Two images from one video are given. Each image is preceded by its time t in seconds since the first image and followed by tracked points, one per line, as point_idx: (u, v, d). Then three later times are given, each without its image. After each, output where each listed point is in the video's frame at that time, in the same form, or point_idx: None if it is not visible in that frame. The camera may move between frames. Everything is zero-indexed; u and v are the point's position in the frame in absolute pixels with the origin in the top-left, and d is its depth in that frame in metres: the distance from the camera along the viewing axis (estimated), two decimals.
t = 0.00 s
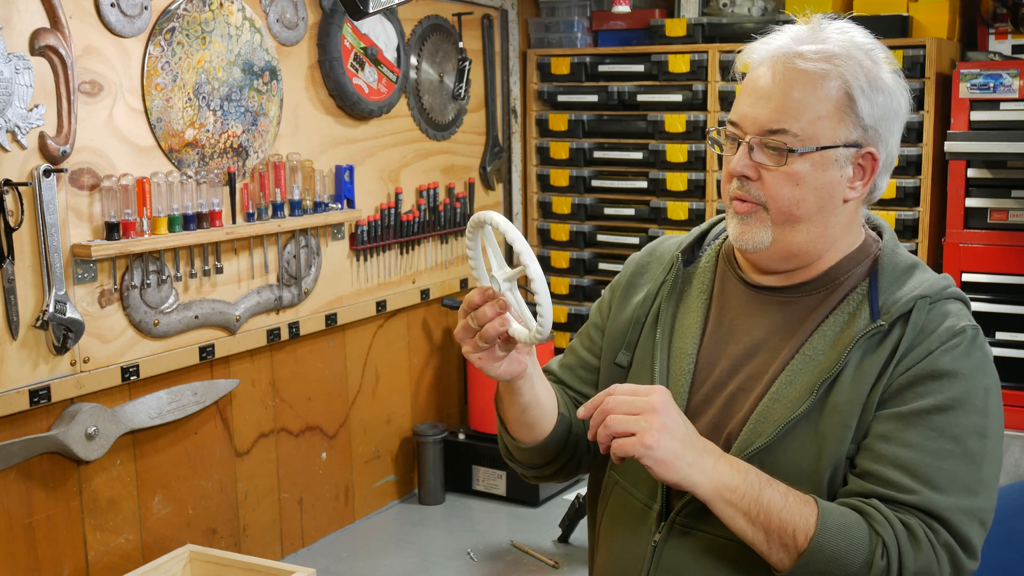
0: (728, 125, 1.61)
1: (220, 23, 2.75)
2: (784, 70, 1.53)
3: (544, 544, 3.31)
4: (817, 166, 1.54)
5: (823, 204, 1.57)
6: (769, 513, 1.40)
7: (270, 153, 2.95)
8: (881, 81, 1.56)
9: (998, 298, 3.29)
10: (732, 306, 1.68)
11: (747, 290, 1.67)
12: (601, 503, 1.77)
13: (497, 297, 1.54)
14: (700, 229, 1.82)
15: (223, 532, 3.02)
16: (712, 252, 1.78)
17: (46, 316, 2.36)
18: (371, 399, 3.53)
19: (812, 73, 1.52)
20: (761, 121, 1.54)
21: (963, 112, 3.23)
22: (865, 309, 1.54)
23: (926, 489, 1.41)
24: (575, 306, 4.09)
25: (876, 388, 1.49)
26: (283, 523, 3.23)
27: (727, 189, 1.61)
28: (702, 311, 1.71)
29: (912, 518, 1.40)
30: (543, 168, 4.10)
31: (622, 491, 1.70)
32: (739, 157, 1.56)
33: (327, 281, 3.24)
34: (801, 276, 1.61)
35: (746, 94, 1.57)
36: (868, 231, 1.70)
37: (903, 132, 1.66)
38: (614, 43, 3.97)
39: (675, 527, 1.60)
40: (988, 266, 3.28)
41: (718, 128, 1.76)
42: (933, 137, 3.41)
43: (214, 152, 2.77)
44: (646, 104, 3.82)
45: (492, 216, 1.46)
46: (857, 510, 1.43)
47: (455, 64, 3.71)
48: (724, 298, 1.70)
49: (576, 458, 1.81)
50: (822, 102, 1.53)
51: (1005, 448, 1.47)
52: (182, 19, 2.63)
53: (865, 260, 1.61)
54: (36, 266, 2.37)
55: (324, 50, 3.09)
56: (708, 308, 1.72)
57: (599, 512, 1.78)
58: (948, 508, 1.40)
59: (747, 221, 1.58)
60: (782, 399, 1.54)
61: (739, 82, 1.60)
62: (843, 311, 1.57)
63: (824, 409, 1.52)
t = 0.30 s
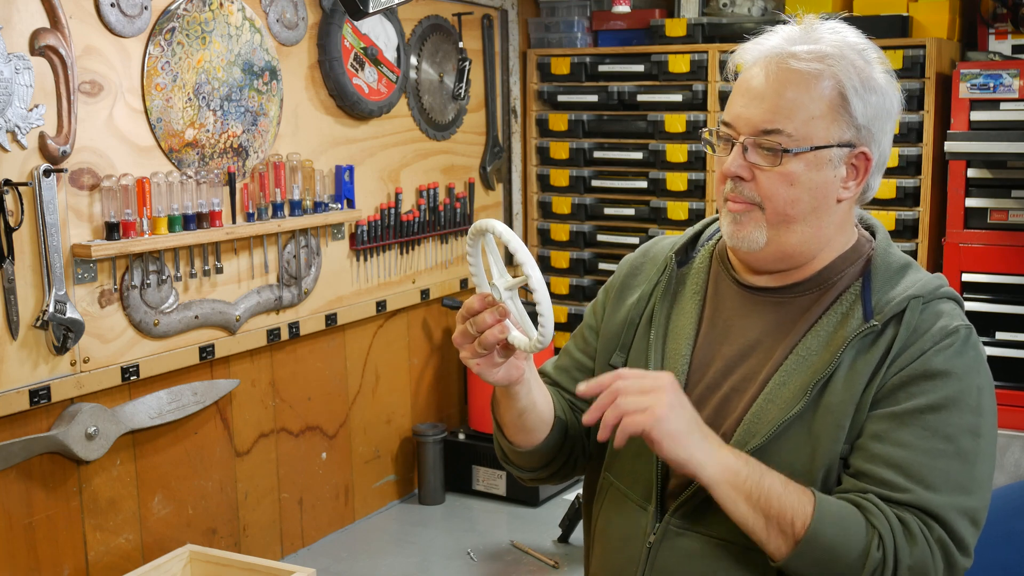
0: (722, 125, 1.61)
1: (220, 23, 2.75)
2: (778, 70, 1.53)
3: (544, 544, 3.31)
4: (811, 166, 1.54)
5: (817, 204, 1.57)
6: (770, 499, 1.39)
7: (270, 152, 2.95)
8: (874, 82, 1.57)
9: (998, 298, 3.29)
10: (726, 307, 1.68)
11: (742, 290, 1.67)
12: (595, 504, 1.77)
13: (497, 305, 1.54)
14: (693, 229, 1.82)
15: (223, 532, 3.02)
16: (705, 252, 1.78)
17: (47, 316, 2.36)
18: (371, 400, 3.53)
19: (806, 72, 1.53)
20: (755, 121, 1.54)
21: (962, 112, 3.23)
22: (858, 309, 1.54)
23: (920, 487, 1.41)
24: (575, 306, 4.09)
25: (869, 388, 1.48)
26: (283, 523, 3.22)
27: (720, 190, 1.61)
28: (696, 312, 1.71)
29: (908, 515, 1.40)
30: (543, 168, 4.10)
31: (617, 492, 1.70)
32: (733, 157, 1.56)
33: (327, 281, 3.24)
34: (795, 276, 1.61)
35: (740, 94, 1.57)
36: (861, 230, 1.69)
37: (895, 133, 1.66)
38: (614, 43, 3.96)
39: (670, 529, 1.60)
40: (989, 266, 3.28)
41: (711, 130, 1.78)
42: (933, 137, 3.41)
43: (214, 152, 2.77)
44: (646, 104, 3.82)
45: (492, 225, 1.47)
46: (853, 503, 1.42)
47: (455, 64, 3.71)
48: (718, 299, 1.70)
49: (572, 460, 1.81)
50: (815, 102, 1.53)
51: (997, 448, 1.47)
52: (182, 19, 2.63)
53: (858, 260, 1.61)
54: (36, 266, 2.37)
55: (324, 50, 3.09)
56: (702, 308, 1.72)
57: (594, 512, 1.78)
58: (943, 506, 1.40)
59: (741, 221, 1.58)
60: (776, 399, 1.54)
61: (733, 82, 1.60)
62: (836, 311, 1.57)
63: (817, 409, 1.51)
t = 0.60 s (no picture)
0: (750, 119, 1.57)
1: (220, 23, 2.75)
2: (799, 61, 1.53)
3: (544, 544, 3.31)
4: (847, 155, 1.55)
5: (847, 192, 1.58)
6: (781, 490, 1.34)
7: (270, 153, 2.95)
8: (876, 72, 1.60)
9: (997, 298, 3.29)
10: (718, 308, 1.67)
11: (735, 291, 1.66)
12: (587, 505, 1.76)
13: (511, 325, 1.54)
14: (684, 229, 1.81)
15: (223, 532, 3.02)
16: (697, 252, 1.77)
17: (47, 316, 2.37)
18: (371, 400, 3.53)
19: (831, 64, 1.53)
20: (797, 108, 1.53)
21: (962, 111, 3.23)
22: (850, 308, 1.53)
23: (918, 478, 1.38)
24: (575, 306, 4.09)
25: (862, 387, 1.47)
26: (283, 523, 3.22)
27: (756, 185, 1.57)
28: (688, 312, 1.70)
29: (916, 504, 1.37)
30: (543, 168, 4.10)
31: (609, 492, 1.69)
32: (784, 148, 1.54)
33: (327, 281, 3.24)
34: (791, 275, 1.61)
35: (761, 86, 1.56)
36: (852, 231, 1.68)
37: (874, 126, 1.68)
38: (614, 43, 3.96)
39: (663, 529, 1.58)
40: (988, 266, 3.28)
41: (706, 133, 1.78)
42: (933, 137, 3.41)
43: (214, 152, 2.77)
44: (645, 104, 3.82)
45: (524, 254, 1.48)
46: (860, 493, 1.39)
47: (455, 63, 3.71)
48: (710, 299, 1.69)
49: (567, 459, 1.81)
50: (842, 90, 1.54)
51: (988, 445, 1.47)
52: (181, 19, 2.63)
53: (851, 259, 1.60)
54: (37, 266, 2.37)
55: (324, 50, 3.09)
56: (694, 308, 1.72)
57: (585, 513, 1.77)
58: (942, 497, 1.38)
59: (788, 214, 1.55)
60: (768, 398, 1.54)
61: (744, 77, 1.58)
62: (828, 310, 1.56)
63: (809, 408, 1.50)
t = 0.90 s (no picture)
0: (735, 114, 1.52)
1: (220, 23, 2.75)
2: (782, 57, 1.48)
3: (544, 544, 3.31)
4: (830, 150, 1.51)
5: (831, 188, 1.54)
6: (758, 529, 1.32)
7: (270, 153, 2.95)
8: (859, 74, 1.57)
9: (997, 298, 3.29)
10: (703, 309, 1.62)
11: (722, 292, 1.60)
12: (575, 505, 1.73)
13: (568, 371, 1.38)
14: (669, 230, 1.76)
15: (223, 532, 3.02)
16: (682, 252, 1.71)
17: (46, 316, 2.36)
18: (371, 399, 3.53)
19: (816, 61, 1.49)
20: (782, 103, 1.48)
21: (963, 112, 3.23)
22: (836, 309, 1.48)
23: (907, 487, 1.35)
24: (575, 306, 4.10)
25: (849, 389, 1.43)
26: (283, 523, 3.22)
27: (742, 179, 1.51)
28: (674, 311, 1.64)
29: (902, 519, 1.34)
30: (543, 168, 4.10)
31: (598, 494, 1.65)
32: (767, 142, 1.49)
33: (328, 281, 3.24)
34: (775, 275, 1.55)
35: (746, 83, 1.51)
36: (836, 229, 1.63)
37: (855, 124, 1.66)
38: (614, 43, 3.96)
39: (653, 531, 1.56)
40: (988, 266, 3.28)
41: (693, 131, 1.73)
42: (933, 137, 3.41)
43: (213, 152, 2.77)
44: (645, 104, 3.83)
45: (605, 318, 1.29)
46: (849, 510, 1.36)
47: (455, 64, 3.71)
48: (696, 300, 1.63)
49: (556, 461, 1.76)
50: (827, 87, 1.49)
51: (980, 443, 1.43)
52: (181, 19, 2.63)
53: (835, 259, 1.55)
54: (36, 266, 2.37)
55: (324, 50, 3.09)
56: (680, 308, 1.65)
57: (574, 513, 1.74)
58: (932, 507, 1.34)
59: (775, 208, 1.49)
60: (757, 399, 1.48)
61: (729, 76, 1.53)
62: (815, 312, 1.50)
63: (798, 410, 1.46)
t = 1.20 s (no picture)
0: (710, 116, 1.49)
1: (220, 23, 2.75)
2: (757, 58, 1.46)
3: (544, 545, 3.31)
4: (807, 150, 1.48)
5: (808, 188, 1.51)
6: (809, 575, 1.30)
7: (270, 152, 2.95)
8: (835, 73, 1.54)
9: (998, 299, 3.29)
10: (687, 310, 1.58)
11: (705, 293, 1.57)
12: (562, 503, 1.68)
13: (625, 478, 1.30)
14: (651, 229, 1.72)
15: (223, 532, 3.02)
16: (665, 253, 1.68)
17: (46, 316, 2.36)
18: (371, 399, 3.53)
19: (790, 59, 1.46)
20: (756, 104, 1.46)
21: (963, 112, 3.23)
22: (824, 311, 1.45)
23: (940, 505, 1.32)
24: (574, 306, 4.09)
25: (840, 396, 1.39)
26: (283, 524, 3.22)
27: (718, 182, 1.49)
28: (657, 312, 1.61)
29: (944, 535, 1.31)
30: (543, 168, 4.11)
31: (585, 497, 1.61)
32: (742, 144, 1.46)
33: (328, 280, 3.24)
34: (758, 273, 1.52)
35: (720, 83, 1.48)
36: (819, 229, 1.60)
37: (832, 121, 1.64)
38: (614, 43, 3.96)
39: (640, 533, 1.52)
40: (989, 266, 3.28)
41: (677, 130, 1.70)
42: (933, 137, 3.41)
43: (213, 152, 2.77)
44: (646, 104, 3.83)
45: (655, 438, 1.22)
46: (890, 535, 1.32)
47: (455, 64, 3.72)
48: (679, 301, 1.60)
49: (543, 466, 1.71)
50: (802, 87, 1.47)
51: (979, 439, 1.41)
52: (181, 19, 2.63)
53: (818, 259, 1.52)
54: (36, 266, 2.37)
55: (324, 50, 3.09)
56: (663, 310, 1.62)
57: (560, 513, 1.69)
58: (966, 518, 1.32)
59: (752, 209, 1.47)
60: (745, 403, 1.44)
61: (704, 76, 1.50)
62: (802, 313, 1.47)
63: (788, 414, 1.42)
